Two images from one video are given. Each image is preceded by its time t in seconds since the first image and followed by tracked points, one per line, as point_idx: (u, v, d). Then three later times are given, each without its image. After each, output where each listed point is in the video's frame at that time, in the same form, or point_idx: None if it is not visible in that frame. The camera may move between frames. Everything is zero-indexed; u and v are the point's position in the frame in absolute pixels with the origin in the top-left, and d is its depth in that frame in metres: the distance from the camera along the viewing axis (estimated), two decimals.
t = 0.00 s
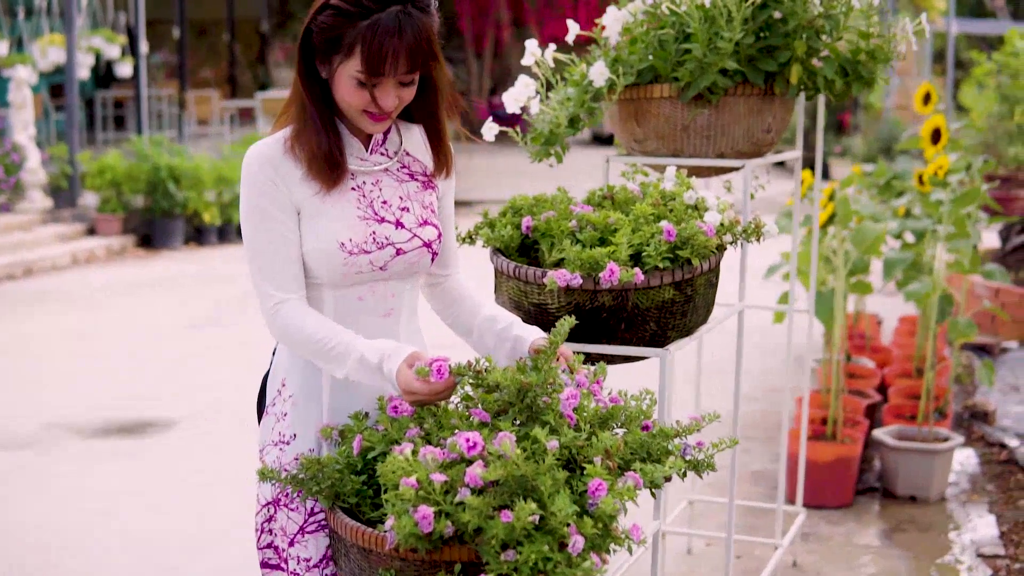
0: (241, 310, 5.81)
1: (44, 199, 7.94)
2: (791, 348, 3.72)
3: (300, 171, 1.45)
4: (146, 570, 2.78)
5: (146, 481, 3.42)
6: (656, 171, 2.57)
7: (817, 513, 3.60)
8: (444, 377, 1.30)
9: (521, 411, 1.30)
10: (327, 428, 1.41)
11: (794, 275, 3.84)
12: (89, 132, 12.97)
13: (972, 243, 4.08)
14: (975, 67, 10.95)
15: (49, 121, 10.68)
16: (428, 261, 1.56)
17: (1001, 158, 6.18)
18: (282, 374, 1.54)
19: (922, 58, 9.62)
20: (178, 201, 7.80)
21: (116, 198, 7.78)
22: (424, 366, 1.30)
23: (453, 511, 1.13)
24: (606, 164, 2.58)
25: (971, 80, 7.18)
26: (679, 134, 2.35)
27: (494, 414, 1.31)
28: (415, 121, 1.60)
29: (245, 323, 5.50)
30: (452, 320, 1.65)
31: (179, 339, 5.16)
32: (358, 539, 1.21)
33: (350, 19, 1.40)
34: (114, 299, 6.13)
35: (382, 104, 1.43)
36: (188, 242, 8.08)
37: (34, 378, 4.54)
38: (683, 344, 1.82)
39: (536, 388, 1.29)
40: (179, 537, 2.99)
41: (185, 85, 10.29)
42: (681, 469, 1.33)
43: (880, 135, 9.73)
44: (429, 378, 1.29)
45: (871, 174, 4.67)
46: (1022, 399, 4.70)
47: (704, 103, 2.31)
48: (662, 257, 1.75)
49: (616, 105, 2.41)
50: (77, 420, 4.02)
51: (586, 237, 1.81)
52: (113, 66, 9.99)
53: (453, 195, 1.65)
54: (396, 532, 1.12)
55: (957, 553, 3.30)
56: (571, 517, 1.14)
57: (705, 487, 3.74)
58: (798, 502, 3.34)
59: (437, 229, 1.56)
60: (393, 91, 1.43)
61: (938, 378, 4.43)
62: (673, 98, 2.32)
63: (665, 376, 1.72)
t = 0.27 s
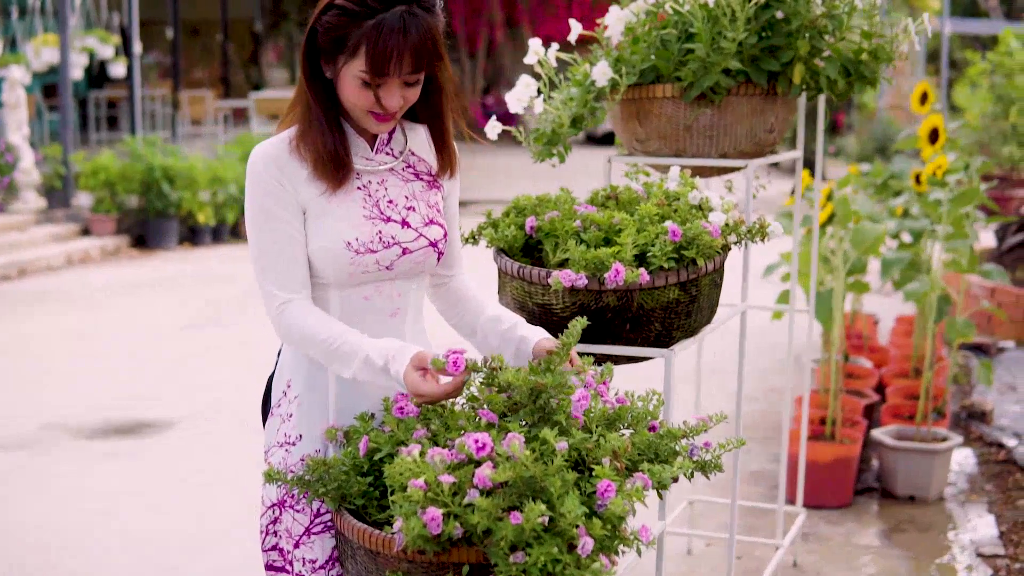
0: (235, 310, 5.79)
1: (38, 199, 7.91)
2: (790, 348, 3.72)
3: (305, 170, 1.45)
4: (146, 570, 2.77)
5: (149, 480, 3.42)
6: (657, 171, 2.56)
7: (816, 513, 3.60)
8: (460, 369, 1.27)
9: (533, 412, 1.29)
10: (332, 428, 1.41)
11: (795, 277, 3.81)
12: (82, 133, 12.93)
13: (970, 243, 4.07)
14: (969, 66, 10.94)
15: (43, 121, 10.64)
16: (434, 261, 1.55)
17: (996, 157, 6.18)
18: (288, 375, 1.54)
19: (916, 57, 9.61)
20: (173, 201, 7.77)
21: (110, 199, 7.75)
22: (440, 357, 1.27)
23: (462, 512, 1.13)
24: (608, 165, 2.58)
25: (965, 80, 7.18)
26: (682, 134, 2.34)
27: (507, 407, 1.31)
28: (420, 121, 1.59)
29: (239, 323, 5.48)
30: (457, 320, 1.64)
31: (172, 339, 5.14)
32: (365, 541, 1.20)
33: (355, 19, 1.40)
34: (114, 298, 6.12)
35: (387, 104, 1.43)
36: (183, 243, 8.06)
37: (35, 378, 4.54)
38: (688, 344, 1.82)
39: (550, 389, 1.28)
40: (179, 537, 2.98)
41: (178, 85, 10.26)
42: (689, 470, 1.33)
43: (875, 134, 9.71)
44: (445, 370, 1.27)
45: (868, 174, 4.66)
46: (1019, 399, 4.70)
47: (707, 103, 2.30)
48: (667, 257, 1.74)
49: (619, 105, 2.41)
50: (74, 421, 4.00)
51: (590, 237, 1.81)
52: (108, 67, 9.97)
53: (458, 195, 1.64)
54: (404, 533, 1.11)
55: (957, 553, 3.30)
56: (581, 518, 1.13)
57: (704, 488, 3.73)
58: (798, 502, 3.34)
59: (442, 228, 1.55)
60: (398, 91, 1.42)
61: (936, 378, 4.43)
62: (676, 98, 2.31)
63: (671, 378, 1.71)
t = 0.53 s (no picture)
0: (229, 310, 5.77)
1: (32, 200, 7.88)
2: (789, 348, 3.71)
3: (309, 170, 1.45)
4: (145, 570, 2.76)
5: (151, 480, 3.41)
6: (657, 172, 2.56)
7: (814, 513, 3.60)
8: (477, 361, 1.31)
9: (543, 413, 1.30)
10: (335, 430, 1.40)
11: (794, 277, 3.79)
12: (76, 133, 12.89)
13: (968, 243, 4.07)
14: (962, 66, 10.94)
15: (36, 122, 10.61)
16: (438, 261, 1.55)
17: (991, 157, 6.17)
18: (292, 375, 1.55)
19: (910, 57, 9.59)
20: (167, 201, 7.75)
21: (104, 199, 7.73)
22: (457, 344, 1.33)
23: (468, 514, 1.12)
24: (609, 164, 2.57)
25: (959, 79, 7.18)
26: (683, 134, 2.34)
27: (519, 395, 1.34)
28: (423, 121, 1.59)
29: (234, 323, 5.46)
30: (460, 321, 1.64)
31: (166, 340, 5.12)
32: (370, 543, 1.20)
33: (359, 18, 1.39)
34: (114, 298, 6.11)
35: (390, 104, 1.42)
36: (177, 243, 8.04)
37: (34, 378, 4.53)
38: (691, 344, 1.81)
39: (562, 391, 1.29)
40: (179, 537, 2.97)
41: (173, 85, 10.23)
42: (695, 471, 1.33)
43: (869, 135, 9.70)
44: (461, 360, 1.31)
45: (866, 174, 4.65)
46: (1016, 398, 4.71)
47: (707, 103, 2.30)
48: (670, 257, 1.74)
49: (619, 105, 2.40)
50: (69, 421, 3.99)
51: (593, 238, 1.80)
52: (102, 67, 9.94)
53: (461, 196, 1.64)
54: (410, 535, 1.11)
55: (956, 553, 3.30)
56: (587, 520, 1.13)
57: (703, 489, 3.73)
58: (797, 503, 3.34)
59: (446, 229, 1.55)
60: (402, 92, 1.42)
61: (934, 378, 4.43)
62: (677, 98, 2.31)
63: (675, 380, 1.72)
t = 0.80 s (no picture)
0: (223, 311, 5.75)
1: (27, 201, 7.86)
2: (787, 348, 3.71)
3: (312, 170, 1.44)
4: (144, 571, 2.76)
5: (152, 479, 3.40)
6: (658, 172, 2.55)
7: (813, 514, 3.59)
8: (486, 355, 1.33)
9: (549, 413, 1.30)
10: (339, 432, 1.40)
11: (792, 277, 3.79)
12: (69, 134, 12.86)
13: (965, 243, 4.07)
14: (956, 66, 10.94)
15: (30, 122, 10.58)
16: (441, 261, 1.55)
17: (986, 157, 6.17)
18: (294, 376, 1.54)
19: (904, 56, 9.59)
20: (162, 202, 7.73)
21: (99, 200, 7.71)
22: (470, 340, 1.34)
23: (474, 515, 1.12)
24: (609, 164, 2.57)
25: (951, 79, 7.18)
26: (684, 134, 2.34)
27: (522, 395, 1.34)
28: (427, 121, 1.59)
29: (229, 324, 5.44)
30: (463, 322, 1.64)
31: (161, 341, 5.10)
32: (375, 545, 1.19)
33: (362, 18, 1.39)
34: (114, 298, 6.10)
35: (394, 105, 1.42)
36: (171, 244, 8.02)
37: (34, 378, 4.52)
38: (693, 344, 1.81)
39: (570, 392, 1.29)
40: (179, 537, 2.96)
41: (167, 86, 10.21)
42: (700, 472, 1.32)
43: (863, 134, 9.69)
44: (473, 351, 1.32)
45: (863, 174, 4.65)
46: (1012, 398, 4.70)
47: (708, 103, 2.30)
48: (673, 257, 1.73)
49: (620, 105, 2.40)
50: (65, 422, 3.98)
51: (595, 238, 1.80)
52: (96, 68, 9.92)
53: (465, 196, 1.63)
54: (416, 537, 1.11)
55: (955, 553, 3.29)
56: (593, 521, 1.12)
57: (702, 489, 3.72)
58: (796, 503, 3.34)
59: (449, 229, 1.55)
60: (405, 91, 1.41)
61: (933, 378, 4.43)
62: (678, 98, 2.31)
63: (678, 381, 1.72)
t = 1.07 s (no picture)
0: (214, 312, 5.73)
1: (18, 202, 7.82)
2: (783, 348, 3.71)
3: (314, 170, 1.44)
4: (144, 571, 2.75)
5: (152, 479, 3.39)
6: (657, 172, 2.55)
7: (809, 514, 3.59)
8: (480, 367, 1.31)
9: (550, 415, 1.29)
10: (341, 433, 1.40)
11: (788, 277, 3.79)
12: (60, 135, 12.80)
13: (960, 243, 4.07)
14: (945, 67, 10.97)
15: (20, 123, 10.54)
16: (444, 262, 1.54)
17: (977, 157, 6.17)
18: (296, 377, 1.54)
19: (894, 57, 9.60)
20: (154, 202, 7.70)
21: (90, 201, 7.69)
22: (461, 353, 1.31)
23: (480, 517, 1.11)
24: (608, 164, 2.56)
25: (941, 80, 7.18)
26: (683, 135, 2.34)
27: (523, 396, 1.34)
28: (429, 121, 1.59)
29: (221, 325, 5.42)
30: (465, 323, 1.63)
31: (152, 342, 5.08)
32: (379, 547, 1.19)
33: (365, 18, 1.38)
34: (111, 299, 6.09)
35: (396, 104, 1.41)
36: (162, 245, 7.99)
37: (26, 380, 4.50)
38: (695, 345, 1.81)
39: (570, 393, 1.28)
40: (179, 538, 2.95)
41: (159, 86, 10.17)
42: (705, 473, 1.32)
43: (853, 134, 9.70)
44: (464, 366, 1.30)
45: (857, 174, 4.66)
46: (1006, 397, 4.71)
47: (708, 103, 2.30)
48: (675, 258, 1.73)
49: (619, 106, 2.39)
50: (59, 423, 3.96)
51: (596, 238, 1.79)
52: (87, 68, 9.89)
53: (467, 197, 1.63)
54: (421, 539, 1.10)
55: (952, 553, 3.30)
56: (600, 522, 1.12)
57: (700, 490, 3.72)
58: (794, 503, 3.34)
59: (452, 229, 1.55)
60: (408, 92, 1.41)
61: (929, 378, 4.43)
62: (678, 98, 2.31)
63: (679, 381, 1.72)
